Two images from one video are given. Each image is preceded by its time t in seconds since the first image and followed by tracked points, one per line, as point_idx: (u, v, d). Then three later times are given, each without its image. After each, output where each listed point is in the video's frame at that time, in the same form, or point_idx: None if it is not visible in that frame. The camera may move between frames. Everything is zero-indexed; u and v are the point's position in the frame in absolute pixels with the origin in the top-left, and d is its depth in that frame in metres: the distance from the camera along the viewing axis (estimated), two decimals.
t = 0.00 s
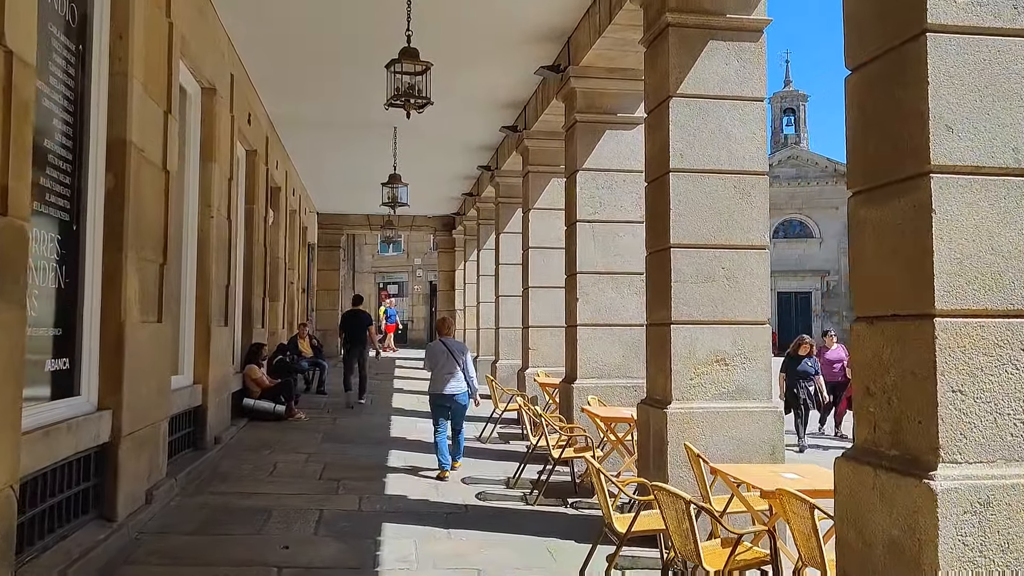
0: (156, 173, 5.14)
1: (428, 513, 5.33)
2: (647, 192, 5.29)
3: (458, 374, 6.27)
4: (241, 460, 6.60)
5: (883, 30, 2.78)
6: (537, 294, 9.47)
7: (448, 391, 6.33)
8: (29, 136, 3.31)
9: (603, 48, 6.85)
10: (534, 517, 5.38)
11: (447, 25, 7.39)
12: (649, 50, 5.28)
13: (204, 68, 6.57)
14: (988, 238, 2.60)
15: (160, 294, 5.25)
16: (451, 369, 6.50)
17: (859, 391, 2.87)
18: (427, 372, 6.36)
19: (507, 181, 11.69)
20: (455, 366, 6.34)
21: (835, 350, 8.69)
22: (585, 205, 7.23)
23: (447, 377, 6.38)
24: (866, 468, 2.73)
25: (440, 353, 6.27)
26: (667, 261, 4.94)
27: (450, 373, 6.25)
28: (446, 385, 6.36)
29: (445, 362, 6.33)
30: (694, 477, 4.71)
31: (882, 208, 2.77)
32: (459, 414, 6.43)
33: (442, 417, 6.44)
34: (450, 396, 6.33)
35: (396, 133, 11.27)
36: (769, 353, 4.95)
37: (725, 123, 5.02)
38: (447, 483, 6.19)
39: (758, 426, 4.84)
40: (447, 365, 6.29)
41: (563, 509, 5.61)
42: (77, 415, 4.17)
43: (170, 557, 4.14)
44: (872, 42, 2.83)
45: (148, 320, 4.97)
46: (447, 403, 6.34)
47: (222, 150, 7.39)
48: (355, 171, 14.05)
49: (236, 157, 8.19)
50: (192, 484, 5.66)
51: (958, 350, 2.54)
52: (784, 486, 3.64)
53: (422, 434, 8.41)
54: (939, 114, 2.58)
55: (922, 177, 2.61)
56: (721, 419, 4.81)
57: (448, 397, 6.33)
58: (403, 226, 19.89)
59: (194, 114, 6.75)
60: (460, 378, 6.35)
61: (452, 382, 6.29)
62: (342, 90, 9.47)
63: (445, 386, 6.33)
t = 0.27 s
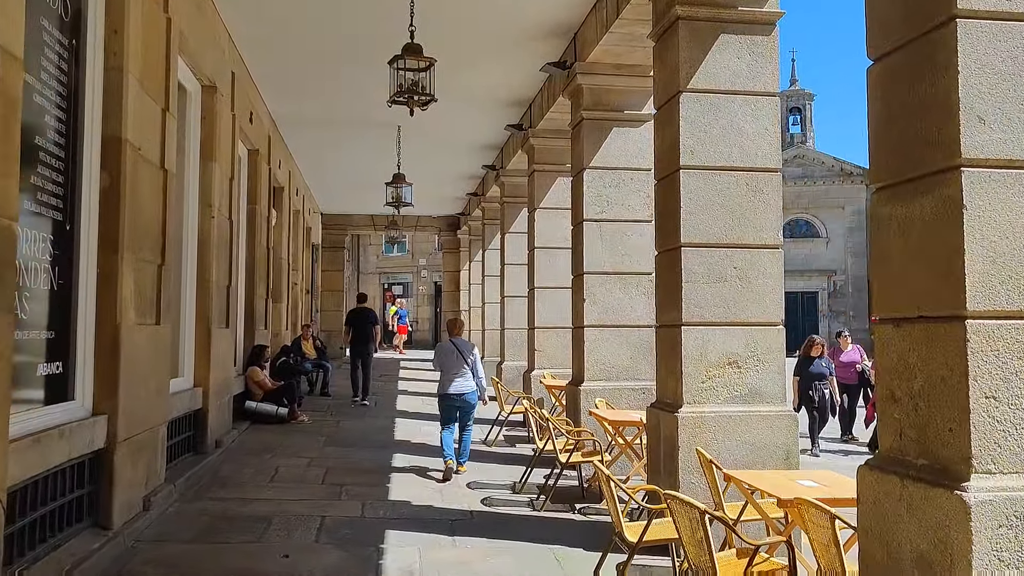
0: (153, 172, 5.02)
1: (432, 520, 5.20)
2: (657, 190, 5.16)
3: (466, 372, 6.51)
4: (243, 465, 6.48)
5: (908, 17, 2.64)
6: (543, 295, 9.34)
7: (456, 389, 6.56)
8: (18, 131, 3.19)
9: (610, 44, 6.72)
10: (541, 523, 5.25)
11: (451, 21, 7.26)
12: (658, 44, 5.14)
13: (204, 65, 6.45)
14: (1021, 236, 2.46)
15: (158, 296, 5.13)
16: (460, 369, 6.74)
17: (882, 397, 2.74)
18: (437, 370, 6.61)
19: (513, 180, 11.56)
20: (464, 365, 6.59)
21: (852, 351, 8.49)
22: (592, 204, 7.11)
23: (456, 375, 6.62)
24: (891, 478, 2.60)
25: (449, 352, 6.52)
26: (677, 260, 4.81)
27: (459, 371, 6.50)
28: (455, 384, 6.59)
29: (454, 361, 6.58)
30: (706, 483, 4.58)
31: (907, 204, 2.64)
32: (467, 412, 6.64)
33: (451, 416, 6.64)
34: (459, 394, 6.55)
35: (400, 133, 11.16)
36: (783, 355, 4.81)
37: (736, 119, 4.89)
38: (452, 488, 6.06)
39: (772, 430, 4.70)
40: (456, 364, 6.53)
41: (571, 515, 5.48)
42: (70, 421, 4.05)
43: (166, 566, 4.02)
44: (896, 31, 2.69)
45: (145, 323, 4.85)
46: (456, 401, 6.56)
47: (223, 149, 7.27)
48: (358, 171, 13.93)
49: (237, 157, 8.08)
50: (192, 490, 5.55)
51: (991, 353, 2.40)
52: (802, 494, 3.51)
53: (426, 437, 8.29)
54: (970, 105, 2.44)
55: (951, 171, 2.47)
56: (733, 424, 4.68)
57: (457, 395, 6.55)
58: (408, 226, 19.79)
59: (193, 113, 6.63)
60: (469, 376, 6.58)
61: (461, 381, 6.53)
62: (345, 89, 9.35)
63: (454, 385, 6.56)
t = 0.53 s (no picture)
0: (152, 169, 4.90)
1: (439, 524, 5.07)
2: (669, 185, 5.01)
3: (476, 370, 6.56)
4: (246, 468, 6.36)
5: None
6: (551, 294, 9.21)
7: (466, 387, 6.59)
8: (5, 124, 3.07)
9: (620, 37, 6.57)
10: (551, 528, 5.10)
11: (458, 16, 7.13)
12: (670, 35, 4.99)
13: (205, 62, 6.33)
14: None
15: (158, 297, 5.01)
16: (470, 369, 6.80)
17: (913, 399, 2.59)
18: (447, 369, 6.66)
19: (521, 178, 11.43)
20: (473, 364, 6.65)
21: (868, 351, 8.24)
22: (602, 201, 6.96)
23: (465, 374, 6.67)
24: (927, 485, 2.44)
25: (459, 349, 6.59)
26: (691, 257, 4.66)
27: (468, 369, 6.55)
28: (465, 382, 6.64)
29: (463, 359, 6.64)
30: (722, 487, 4.43)
31: (940, 195, 2.49)
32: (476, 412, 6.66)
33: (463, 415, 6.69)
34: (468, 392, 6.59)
35: (406, 131, 11.04)
36: (801, 355, 4.65)
37: (751, 111, 4.73)
38: (459, 491, 5.93)
39: (789, 433, 4.54)
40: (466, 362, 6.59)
41: (582, 519, 5.34)
42: (66, 424, 3.93)
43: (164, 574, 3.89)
44: (929, 10, 2.53)
45: (144, 323, 4.73)
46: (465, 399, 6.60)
47: (226, 146, 7.16)
48: (365, 170, 13.82)
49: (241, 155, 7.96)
50: (194, 494, 5.43)
51: None
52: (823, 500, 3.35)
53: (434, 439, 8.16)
54: (1010, 88, 2.28)
55: (989, 159, 2.31)
56: (750, 426, 4.52)
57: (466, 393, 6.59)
58: (415, 226, 19.69)
59: (195, 110, 6.52)
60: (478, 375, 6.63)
61: (470, 379, 6.57)
62: (350, 86, 9.23)
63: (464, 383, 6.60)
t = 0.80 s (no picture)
0: (151, 171, 4.77)
1: (447, 534, 4.92)
2: (683, 184, 4.85)
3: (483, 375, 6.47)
4: (250, 475, 6.23)
5: None
6: (561, 296, 9.05)
7: (473, 392, 6.51)
8: None
9: (631, 32, 6.40)
10: (562, 538, 4.95)
11: (465, 12, 6.98)
12: (684, 28, 4.82)
13: (206, 60, 6.20)
14: None
15: (157, 301, 4.88)
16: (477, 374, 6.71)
17: (948, 412, 2.42)
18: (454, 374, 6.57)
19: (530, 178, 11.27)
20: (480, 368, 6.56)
21: (888, 353, 7.97)
22: (613, 201, 6.81)
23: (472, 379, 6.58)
24: (965, 506, 2.28)
25: (466, 354, 6.50)
26: (707, 258, 4.49)
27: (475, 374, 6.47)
28: (472, 387, 6.55)
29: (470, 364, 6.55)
30: (740, 499, 4.26)
31: (978, 193, 2.32)
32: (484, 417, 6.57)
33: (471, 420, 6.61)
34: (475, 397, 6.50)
35: (414, 130, 10.90)
36: (822, 360, 4.48)
37: (768, 106, 4.56)
38: (468, 500, 5.78)
39: (809, 441, 4.37)
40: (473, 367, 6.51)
41: (594, 529, 5.18)
42: (60, 434, 3.80)
43: None
44: None
45: (143, 329, 4.60)
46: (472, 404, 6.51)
47: (230, 147, 7.03)
48: (372, 170, 13.69)
49: (245, 155, 7.84)
50: (196, 503, 5.30)
51: None
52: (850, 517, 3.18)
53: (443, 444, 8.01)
54: None
55: None
56: (768, 435, 4.35)
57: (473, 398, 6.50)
58: (424, 226, 19.55)
59: (196, 110, 6.39)
60: (485, 380, 6.54)
61: (477, 383, 6.48)
62: (356, 85, 9.10)
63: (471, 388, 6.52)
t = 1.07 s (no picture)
0: (148, 168, 4.66)
1: (452, 540, 4.79)
2: (693, 180, 4.71)
3: (485, 372, 6.69)
4: (252, 479, 6.12)
5: None
6: (569, 294, 8.91)
7: (477, 390, 6.71)
8: None
9: (640, 25, 6.25)
10: (570, 544, 4.81)
11: (470, 6, 6.84)
12: (695, 18, 4.67)
13: (206, 56, 6.09)
14: None
15: (154, 301, 4.76)
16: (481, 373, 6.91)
17: (981, 420, 2.27)
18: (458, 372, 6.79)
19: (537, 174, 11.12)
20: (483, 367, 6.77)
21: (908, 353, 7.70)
22: (622, 197, 6.68)
23: (476, 377, 6.79)
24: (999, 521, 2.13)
25: (469, 352, 6.75)
26: (719, 256, 4.35)
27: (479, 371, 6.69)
28: (475, 385, 6.75)
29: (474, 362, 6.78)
30: (754, 505, 4.12)
31: (1014, 187, 2.16)
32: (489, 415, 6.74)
33: (474, 417, 6.75)
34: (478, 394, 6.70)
35: (419, 127, 10.76)
36: (839, 361, 4.33)
37: (782, 99, 4.40)
38: (473, 504, 5.65)
39: (826, 445, 4.23)
40: (476, 365, 6.73)
41: (602, 534, 5.04)
42: (52, 439, 3.69)
43: None
44: None
45: (139, 329, 4.48)
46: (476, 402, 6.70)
47: (231, 143, 6.91)
48: (376, 167, 13.57)
49: (247, 152, 7.72)
50: (195, 507, 5.19)
51: None
52: (872, 528, 3.04)
53: (448, 445, 7.89)
54: None
55: None
56: (783, 439, 4.20)
57: (476, 396, 6.70)
58: (431, 224, 19.43)
59: (196, 106, 6.27)
60: (489, 377, 6.75)
61: (481, 381, 6.70)
62: (360, 81, 8.97)
63: (474, 385, 6.72)
